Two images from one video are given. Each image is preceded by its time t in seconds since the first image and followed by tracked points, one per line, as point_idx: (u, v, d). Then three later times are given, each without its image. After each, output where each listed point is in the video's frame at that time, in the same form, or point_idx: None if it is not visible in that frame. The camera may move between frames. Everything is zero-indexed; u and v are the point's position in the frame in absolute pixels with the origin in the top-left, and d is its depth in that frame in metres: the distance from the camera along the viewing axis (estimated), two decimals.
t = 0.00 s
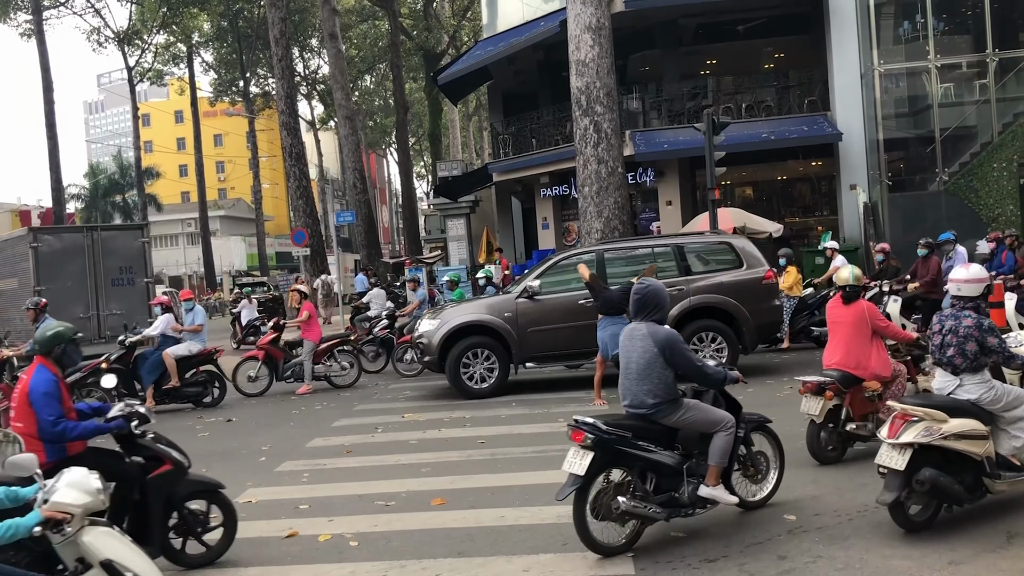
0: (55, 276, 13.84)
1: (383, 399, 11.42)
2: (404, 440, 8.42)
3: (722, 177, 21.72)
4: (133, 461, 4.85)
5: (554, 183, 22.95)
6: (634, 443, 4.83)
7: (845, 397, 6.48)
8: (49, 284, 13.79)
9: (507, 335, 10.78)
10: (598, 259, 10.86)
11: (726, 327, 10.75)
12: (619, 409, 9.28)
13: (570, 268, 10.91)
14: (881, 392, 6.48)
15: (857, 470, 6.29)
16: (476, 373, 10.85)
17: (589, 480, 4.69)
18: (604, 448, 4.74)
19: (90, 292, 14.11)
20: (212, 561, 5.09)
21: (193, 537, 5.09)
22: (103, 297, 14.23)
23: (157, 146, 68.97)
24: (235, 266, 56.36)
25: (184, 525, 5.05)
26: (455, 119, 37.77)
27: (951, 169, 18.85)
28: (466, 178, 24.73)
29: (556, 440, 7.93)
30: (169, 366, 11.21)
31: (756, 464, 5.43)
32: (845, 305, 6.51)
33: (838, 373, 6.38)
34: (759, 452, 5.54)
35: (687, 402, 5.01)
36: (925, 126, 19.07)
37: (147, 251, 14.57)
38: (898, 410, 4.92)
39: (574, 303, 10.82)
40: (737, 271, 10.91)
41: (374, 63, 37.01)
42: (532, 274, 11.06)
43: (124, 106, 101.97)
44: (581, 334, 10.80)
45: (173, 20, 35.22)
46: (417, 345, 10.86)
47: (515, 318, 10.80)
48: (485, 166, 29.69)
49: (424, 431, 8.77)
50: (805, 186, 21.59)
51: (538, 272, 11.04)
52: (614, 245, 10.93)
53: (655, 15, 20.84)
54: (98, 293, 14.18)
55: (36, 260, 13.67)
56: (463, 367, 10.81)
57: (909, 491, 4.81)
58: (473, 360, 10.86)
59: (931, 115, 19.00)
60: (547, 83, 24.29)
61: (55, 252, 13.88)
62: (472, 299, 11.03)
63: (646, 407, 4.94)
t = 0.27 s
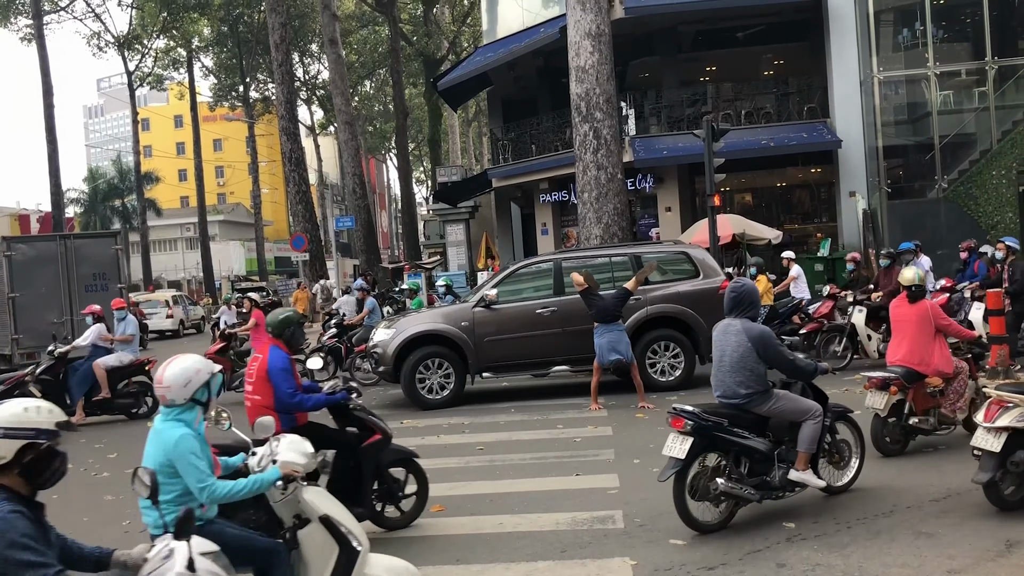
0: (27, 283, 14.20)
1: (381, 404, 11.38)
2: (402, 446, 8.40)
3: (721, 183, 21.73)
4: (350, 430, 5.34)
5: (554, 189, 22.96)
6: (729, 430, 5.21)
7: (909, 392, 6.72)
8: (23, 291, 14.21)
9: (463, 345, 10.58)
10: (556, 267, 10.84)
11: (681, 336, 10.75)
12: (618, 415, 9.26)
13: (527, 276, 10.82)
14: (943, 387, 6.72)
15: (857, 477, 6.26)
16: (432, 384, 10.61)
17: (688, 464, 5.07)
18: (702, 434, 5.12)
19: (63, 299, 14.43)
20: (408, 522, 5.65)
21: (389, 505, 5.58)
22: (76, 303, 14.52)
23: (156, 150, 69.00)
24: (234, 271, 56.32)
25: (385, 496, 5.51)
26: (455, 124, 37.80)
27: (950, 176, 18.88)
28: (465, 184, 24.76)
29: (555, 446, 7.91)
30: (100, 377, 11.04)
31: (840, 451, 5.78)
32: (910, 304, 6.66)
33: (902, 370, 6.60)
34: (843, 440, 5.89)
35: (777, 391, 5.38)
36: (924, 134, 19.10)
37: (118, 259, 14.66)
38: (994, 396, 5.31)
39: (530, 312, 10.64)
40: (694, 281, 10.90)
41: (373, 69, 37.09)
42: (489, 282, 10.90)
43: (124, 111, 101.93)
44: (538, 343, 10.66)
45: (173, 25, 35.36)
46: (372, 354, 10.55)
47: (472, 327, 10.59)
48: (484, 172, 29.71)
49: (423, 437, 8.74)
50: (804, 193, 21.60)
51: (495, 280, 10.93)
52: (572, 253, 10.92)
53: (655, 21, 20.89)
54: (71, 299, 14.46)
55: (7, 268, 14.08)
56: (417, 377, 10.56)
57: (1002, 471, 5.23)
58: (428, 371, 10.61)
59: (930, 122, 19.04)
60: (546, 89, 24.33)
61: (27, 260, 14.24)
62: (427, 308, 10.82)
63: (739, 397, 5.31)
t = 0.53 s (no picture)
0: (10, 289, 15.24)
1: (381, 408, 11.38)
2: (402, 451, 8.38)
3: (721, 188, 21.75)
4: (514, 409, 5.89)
5: (554, 194, 22.97)
6: (811, 417, 5.60)
7: (972, 387, 7.04)
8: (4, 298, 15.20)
9: (416, 353, 10.58)
10: (511, 275, 10.87)
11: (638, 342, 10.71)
12: (618, 420, 9.26)
13: (481, 284, 10.85)
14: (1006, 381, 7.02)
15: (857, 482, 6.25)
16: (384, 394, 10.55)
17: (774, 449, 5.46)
18: (786, 420, 5.52)
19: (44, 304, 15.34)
20: (556, 497, 6.25)
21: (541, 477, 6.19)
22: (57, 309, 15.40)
23: (156, 155, 69.09)
24: (234, 275, 56.33)
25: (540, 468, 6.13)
26: (454, 129, 37.83)
27: (949, 181, 18.90)
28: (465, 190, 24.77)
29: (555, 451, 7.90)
30: (27, 388, 10.86)
31: (911, 440, 6.15)
32: (970, 304, 6.95)
33: (966, 365, 6.93)
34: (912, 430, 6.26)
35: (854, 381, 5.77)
36: (924, 138, 19.12)
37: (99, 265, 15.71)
38: None
39: (486, 319, 10.68)
40: (650, 287, 10.88)
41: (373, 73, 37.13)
42: (445, 290, 10.90)
43: (124, 116, 102.06)
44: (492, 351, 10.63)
45: (174, 30, 35.48)
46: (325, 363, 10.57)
47: (426, 334, 10.59)
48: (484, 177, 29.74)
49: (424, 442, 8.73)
50: (804, 198, 21.62)
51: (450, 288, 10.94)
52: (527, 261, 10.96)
53: (654, 26, 20.92)
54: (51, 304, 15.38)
55: None
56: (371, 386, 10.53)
57: None
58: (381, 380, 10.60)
59: (930, 127, 19.06)
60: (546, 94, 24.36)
61: (8, 268, 15.27)
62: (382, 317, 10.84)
63: (822, 386, 5.70)
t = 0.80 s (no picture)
0: None
1: (378, 410, 11.35)
2: (402, 454, 8.36)
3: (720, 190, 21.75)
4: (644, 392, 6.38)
5: (553, 196, 22.94)
6: (883, 406, 5.85)
7: None
8: None
9: (364, 360, 10.11)
10: (462, 280, 10.51)
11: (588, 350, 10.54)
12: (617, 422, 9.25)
13: (432, 289, 10.46)
14: None
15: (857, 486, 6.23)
16: (330, 403, 10.10)
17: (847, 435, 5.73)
18: (859, 409, 5.77)
19: (29, 308, 16.07)
20: (684, 469, 6.80)
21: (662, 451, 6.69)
22: (42, 311, 16.17)
23: (155, 156, 69.05)
24: (233, 276, 56.30)
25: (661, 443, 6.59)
26: (453, 130, 37.81)
27: (948, 183, 18.91)
28: (463, 192, 24.76)
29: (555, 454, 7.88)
30: None
31: (980, 429, 6.37)
32: None
33: None
34: (982, 419, 6.47)
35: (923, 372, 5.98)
36: (923, 140, 19.13)
37: (85, 270, 16.57)
38: None
39: (434, 325, 10.28)
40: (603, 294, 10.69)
41: (372, 74, 37.10)
42: (394, 294, 10.46)
43: (122, 118, 101.87)
44: (441, 358, 10.26)
45: (172, 31, 35.47)
46: (267, 371, 10.03)
47: (373, 341, 10.16)
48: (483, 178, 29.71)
49: (423, 444, 8.72)
50: (803, 200, 21.62)
51: (399, 292, 10.50)
52: (479, 265, 10.61)
53: (653, 28, 20.92)
54: (37, 308, 16.14)
55: None
56: (314, 396, 10.05)
57: None
58: (327, 389, 10.11)
59: (929, 129, 19.07)
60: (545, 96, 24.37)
61: None
62: (326, 323, 10.33)
63: (892, 376, 5.90)
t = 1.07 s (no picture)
0: None
1: (311, 417, 11.08)
2: (399, 452, 8.37)
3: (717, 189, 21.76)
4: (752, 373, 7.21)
5: (550, 194, 22.94)
6: (950, 392, 6.21)
7: None
8: None
9: (297, 365, 9.88)
10: (397, 284, 10.36)
11: (525, 353, 10.47)
12: (615, 420, 9.26)
13: (367, 293, 10.28)
14: None
15: (853, 484, 6.23)
16: (263, 409, 9.86)
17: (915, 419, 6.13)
18: (926, 394, 6.16)
19: (16, 306, 16.13)
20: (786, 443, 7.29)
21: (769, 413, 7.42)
22: (27, 310, 16.21)
23: (152, 155, 69.01)
24: (230, 275, 56.29)
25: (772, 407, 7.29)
26: (451, 129, 37.81)
27: (945, 182, 18.92)
28: (461, 191, 24.76)
29: (553, 453, 7.88)
30: None
31: None
32: None
33: None
34: None
35: (987, 360, 6.33)
36: (919, 139, 19.20)
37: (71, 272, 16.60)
38: None
39: (370, 329, 10.07)
40: (540, 297, 10.68)
41: (369, 73, 37.09)
42: (326, 299, 10.24)
43: (119, 116, 101.72)
44: (376, 363, 10.06)
45: (169, 29, 35.44)
46: (196, 377, 9.79)
47: (306, 346, 9.93)
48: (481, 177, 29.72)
49: (421, 443, 8.73)
50: (800, 198, 21.66)
51: (332, 296, 10.28)
52: (414, 269, 10.48)
53: (651, 27, 20.91)
54: (23, 306, 16.20)
55: None
56: (245, 402, 9.80)
57: None
58: (260, 395, 9.90)
59: (926, 128, 19.13)
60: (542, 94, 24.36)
61: None
62: (258, 327, 10.09)
63: (957, 364, 6.27)
